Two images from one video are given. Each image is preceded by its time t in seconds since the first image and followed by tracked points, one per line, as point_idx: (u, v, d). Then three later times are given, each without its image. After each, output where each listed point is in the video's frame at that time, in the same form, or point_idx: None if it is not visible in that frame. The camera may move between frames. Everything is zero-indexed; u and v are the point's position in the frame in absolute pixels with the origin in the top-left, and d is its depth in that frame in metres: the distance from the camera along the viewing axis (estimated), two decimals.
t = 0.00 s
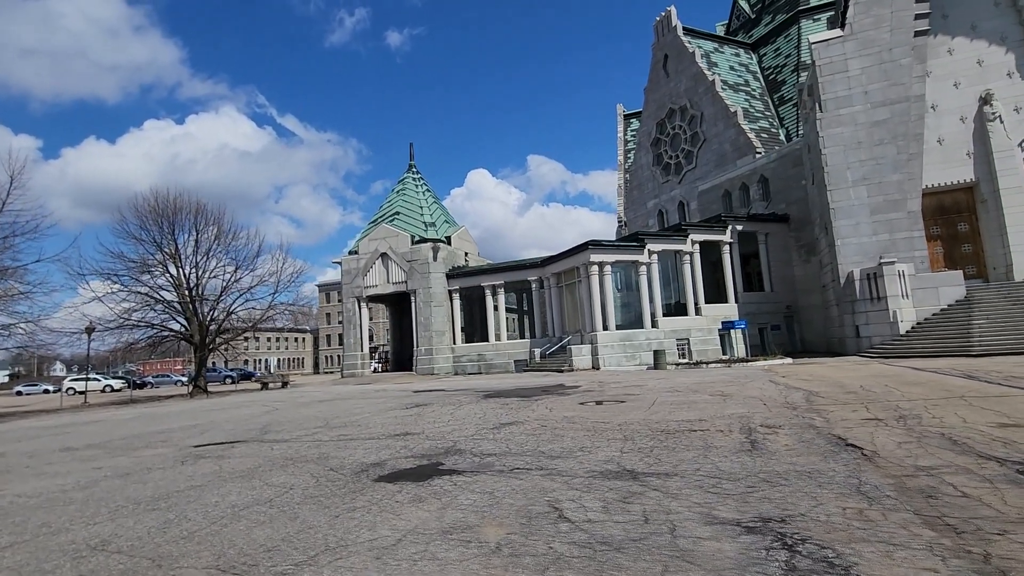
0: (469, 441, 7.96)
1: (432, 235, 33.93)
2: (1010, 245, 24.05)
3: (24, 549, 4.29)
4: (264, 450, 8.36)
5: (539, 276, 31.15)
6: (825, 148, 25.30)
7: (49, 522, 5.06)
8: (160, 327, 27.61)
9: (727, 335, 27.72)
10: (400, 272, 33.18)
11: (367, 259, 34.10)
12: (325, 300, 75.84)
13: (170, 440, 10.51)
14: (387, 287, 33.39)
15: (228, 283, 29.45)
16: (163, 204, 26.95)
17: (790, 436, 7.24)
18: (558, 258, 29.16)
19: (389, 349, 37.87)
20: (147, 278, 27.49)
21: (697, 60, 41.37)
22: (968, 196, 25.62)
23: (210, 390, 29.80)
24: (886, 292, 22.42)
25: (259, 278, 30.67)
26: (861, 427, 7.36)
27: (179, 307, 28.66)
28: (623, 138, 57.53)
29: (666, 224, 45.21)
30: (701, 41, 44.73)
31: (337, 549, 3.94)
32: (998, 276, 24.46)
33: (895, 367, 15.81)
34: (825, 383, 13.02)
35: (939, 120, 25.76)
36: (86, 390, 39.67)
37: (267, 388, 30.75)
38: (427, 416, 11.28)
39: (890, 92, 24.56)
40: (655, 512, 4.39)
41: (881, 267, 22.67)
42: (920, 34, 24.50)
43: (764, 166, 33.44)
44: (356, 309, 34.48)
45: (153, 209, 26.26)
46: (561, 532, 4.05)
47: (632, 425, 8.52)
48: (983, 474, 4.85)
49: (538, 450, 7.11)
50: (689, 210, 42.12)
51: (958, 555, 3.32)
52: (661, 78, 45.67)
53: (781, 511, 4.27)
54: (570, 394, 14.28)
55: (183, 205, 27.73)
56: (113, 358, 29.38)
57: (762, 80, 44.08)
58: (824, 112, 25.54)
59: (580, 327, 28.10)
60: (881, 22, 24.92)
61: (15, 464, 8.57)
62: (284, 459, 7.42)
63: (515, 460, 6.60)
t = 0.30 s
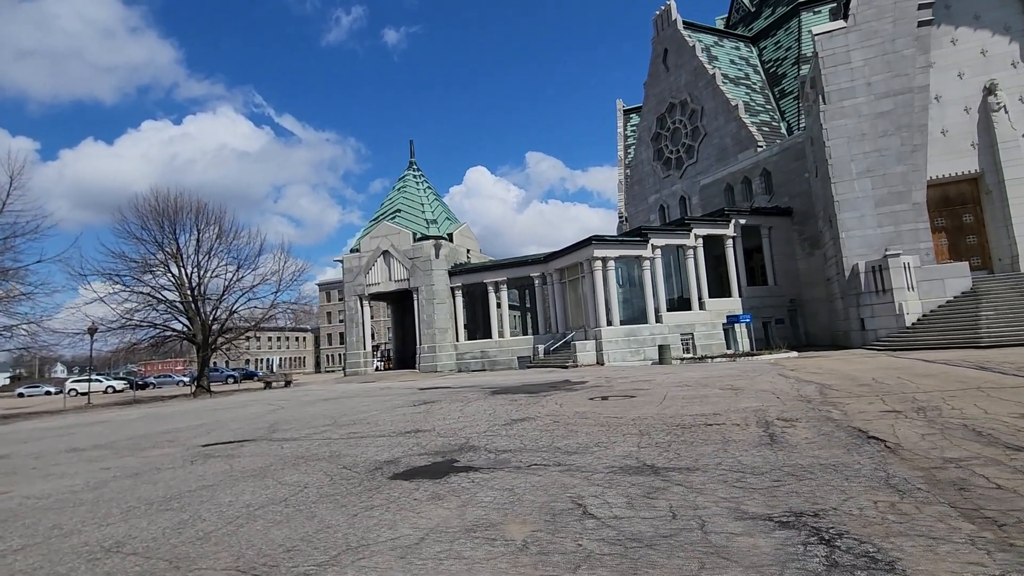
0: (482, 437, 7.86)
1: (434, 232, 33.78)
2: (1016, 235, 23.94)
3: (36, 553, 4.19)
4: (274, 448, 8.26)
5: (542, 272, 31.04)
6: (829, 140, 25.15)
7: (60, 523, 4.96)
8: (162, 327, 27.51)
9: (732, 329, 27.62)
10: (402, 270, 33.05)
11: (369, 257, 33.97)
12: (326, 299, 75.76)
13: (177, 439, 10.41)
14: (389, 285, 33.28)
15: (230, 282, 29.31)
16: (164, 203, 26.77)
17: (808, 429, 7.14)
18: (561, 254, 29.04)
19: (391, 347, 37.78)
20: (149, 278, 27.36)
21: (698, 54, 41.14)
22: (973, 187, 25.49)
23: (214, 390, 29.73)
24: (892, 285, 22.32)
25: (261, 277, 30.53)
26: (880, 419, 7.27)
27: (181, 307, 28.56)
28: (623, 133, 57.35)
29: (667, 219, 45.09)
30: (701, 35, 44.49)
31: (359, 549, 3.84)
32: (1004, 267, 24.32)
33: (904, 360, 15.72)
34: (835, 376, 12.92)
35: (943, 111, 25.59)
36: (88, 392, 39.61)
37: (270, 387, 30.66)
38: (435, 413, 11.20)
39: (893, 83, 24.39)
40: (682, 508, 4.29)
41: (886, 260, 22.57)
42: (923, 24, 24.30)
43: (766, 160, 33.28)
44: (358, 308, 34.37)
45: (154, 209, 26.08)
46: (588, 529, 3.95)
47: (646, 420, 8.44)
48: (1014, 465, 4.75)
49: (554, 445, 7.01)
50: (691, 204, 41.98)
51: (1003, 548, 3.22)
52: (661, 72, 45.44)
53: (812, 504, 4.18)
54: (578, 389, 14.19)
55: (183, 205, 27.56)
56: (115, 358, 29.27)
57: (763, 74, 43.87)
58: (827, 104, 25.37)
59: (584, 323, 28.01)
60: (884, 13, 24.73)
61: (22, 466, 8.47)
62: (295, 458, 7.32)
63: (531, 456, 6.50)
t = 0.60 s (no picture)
0: (494, 435, 7.75)
1: (436, 230, 33.65)
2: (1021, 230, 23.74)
3: (45, 557, 4.06)
4: (283, 448, 8.15)
5: (544, 270, 30.91)
6: (833, 135, 25.01)
7: (70, 526, 4.84)
8: (164, 327, 27.39)
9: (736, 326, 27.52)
10: (404, 269, 32.91)
11: (371, 255, 33.85)
12: (326, 299, 75.62)
13: (183, 440, 10.29)
14: (391, 283, 33.14)
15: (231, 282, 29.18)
16: (165, 203, 26.62)
17: (827, 426, 7.02)
18: (564, 252, 28.89)
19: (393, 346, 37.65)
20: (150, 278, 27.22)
21: (699, 50, 40.99)
22: (977, 181, 25.34)
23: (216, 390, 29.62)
24: (897, 280, 22.20)
25: (263, 277, 30.40)
26: (899, 415, 7.15)
27: (183, 307, 28.42)
28: (624, 131, 57.21)
29: (669, 216, 44.96)
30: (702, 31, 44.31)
31: (379, 551, 3.72)
32: (1010, 262, 24.21)
33: (913, 355, 15.60)
34: (846, 372, 12.79)
35: (947, 105, 25.43)
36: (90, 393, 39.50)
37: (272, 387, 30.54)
38: (443, 412, 11.09)
39: (898, 78, 24.25)
40: (709, 507, 4.18)
41: (892, 255, 22.44)
42: (928, 18, 24.12)
43: (769, 156, 33.13)
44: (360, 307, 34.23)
45: (155, 208, 25.93)
46: (615, 529, 3.82)
47: (659, 417, 8.32)
48: None
49: (569, 444, 6.89)
50: (692, 201, 41.84)
51: None
52: (662, 69, 45.27)
53: (843, 502, 4.06)
54: (585, 387, 14.07)
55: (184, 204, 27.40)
56: (116, 359, 29.15)
57: (764, 70, 43.68)
58: (831, 99, 25.23)
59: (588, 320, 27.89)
60: (888, 7, 24.58)
61: (26, 467, 8.36)
62: (305, 458, 7.21)
63: (546, 454, 6.39)
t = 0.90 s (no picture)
0: (504, 437, 7.62)
1: (437, 231, 33.52)
2: None
3: (49, 565, 3.92)
4: (289, 451, 8.03)
5: (546, 270, 30.78)
6: (835, 133, 24.92)
7: (74, 532, 4.70)
8: (164, 330, 27.22)
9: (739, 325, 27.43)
10: (405, 269, 32.75)
11: (371, 256, 33.69)
12: (326, 300, 75.49)
13: (186, 443, 10.16)
14: (392, 284, 32.99)
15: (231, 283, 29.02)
16: (165, 204, 26.47)
17: (844, 425, 6.90)
18: (566, 251, 28.73)
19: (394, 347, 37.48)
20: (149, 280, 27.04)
21: (699, 49, 40.90)
22: (980, 179, 25.21)
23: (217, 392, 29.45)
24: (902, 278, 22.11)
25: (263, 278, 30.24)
26: (917, 413, 7.03)
27: (183, 309, 28.25)
28: (623, 131, 57.15)
29: (670, 215, 44.85)
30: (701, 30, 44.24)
31: (397, 558, 3.58)
32: (1014, 259, 24.02)
33: (920, 353, 15.48)
34: (855, 370, 12.68)
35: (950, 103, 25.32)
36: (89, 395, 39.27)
37: (273, 389, 30.36)
38: (449, 413, 10.95)
39: (901, 76, 24.17)
40: (737, 510, 4.04)
41: (896, 253, 22.34)
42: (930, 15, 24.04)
43: (770, 155, 33.05)
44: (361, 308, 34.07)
45: (155, 210, 25.76)
46: (642, 533, 3.69)
47: (670, 418, 8.20)
48: None
49: (582, 445, 6.76)
50: (693, 201, 41.74)
51: None
52: (662, 68, 45.18)
53: (874, 505, 3.94)
54: (591, 387, 13.94)
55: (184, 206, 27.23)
56: (115, 361, 28.95)
57: (764, 69, 43.60)
58: (833, 97, 25.14)
59: (590, 320, 27.75)
60: (890, 5, 24.51)
61: (28, 471, 8.23)
62: (312, 460, 7.07)
63: (560, 456, 6.26)
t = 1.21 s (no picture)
0: (512, 439, 7.49)
1: (436, 230, 33.36)
2: None
3: None
4: (293, 454, 7.89)
5: (546, 270, 30.65)
6: (836, 132, 24.88)
7: (73, 541, 4.54)
8: (161, 331, 26.93)
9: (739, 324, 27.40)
10: (403, 269, 32.56)
11: (370, 256, 33.49)
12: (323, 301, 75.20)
13: (185, 446, 9.99)
14: (390, 284, 32.80)
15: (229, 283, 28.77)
16: (162, 204, 26.22)
17: (858, 425, 6.79)
18: (566, 251, 28.60)
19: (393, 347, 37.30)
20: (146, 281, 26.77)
21: (697, 48, 40.82)
22: (980, 177, 25.20)
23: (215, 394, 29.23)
24: (903, 277, 22.06)
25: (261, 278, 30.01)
26: (932, 413, 6.94)
27: (180, 310, 27.97)
28: (622, 130, 57.09)
29: (669, 214, 44.81)
30: (699, 29, 44.17)
31: (412, 568, 3.44)
32: (1014, 257, 23.99)
33: (924, 352, 15.41)
34: (861, 369, 12.60)
35: (950, 101, 25.29)
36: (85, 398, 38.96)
37: (272, 390, 30.14)
38: (453, 414, 10.82)
39: (901, 73, 24.12)
40: (762, 515, 3.91)
41: (897, 251, 22.28)
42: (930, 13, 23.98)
43: (770, 153, 33.01)
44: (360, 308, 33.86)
45: (152, 210, 25.52)
46: (666, 540, 3.56)
47: (680, 418, 8.08)
48: None
49: (592, 447, 6.64)
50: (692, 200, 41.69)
51: None
52: (660, 67, 45.09)
53: (903, 509, 3.82)
54: (595, 387, 13.82)
55: (181, 206, 26.98)
56: (111, 363, 28.64)
57: (762, 68, 43.56)
58: (833, 95, 25.09)
59: (591, 320, 27.64)
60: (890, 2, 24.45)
61: (24, 477, 8.04)
62: (317, 464, 6.92)
63: (572, 458, 6.14)
